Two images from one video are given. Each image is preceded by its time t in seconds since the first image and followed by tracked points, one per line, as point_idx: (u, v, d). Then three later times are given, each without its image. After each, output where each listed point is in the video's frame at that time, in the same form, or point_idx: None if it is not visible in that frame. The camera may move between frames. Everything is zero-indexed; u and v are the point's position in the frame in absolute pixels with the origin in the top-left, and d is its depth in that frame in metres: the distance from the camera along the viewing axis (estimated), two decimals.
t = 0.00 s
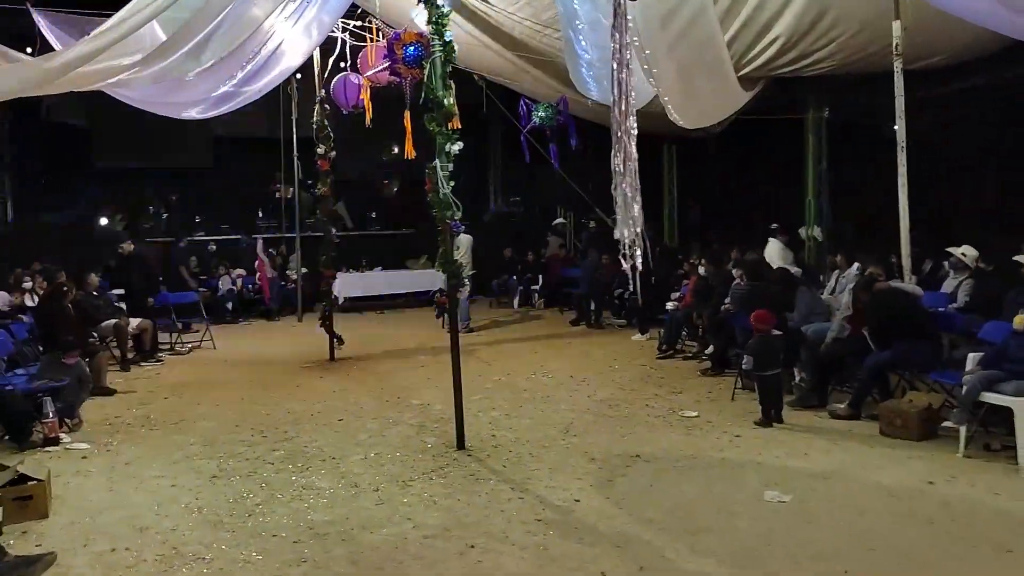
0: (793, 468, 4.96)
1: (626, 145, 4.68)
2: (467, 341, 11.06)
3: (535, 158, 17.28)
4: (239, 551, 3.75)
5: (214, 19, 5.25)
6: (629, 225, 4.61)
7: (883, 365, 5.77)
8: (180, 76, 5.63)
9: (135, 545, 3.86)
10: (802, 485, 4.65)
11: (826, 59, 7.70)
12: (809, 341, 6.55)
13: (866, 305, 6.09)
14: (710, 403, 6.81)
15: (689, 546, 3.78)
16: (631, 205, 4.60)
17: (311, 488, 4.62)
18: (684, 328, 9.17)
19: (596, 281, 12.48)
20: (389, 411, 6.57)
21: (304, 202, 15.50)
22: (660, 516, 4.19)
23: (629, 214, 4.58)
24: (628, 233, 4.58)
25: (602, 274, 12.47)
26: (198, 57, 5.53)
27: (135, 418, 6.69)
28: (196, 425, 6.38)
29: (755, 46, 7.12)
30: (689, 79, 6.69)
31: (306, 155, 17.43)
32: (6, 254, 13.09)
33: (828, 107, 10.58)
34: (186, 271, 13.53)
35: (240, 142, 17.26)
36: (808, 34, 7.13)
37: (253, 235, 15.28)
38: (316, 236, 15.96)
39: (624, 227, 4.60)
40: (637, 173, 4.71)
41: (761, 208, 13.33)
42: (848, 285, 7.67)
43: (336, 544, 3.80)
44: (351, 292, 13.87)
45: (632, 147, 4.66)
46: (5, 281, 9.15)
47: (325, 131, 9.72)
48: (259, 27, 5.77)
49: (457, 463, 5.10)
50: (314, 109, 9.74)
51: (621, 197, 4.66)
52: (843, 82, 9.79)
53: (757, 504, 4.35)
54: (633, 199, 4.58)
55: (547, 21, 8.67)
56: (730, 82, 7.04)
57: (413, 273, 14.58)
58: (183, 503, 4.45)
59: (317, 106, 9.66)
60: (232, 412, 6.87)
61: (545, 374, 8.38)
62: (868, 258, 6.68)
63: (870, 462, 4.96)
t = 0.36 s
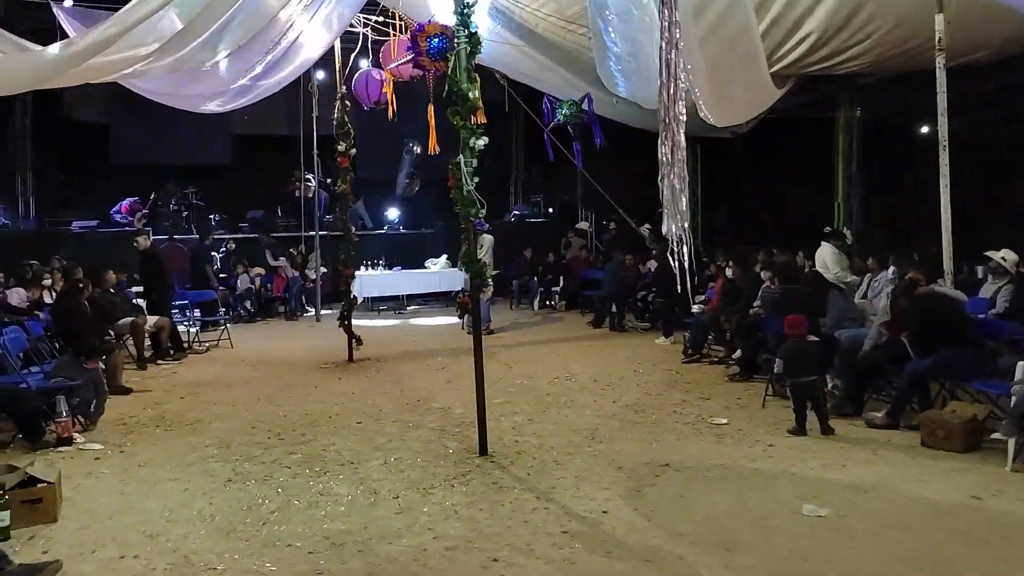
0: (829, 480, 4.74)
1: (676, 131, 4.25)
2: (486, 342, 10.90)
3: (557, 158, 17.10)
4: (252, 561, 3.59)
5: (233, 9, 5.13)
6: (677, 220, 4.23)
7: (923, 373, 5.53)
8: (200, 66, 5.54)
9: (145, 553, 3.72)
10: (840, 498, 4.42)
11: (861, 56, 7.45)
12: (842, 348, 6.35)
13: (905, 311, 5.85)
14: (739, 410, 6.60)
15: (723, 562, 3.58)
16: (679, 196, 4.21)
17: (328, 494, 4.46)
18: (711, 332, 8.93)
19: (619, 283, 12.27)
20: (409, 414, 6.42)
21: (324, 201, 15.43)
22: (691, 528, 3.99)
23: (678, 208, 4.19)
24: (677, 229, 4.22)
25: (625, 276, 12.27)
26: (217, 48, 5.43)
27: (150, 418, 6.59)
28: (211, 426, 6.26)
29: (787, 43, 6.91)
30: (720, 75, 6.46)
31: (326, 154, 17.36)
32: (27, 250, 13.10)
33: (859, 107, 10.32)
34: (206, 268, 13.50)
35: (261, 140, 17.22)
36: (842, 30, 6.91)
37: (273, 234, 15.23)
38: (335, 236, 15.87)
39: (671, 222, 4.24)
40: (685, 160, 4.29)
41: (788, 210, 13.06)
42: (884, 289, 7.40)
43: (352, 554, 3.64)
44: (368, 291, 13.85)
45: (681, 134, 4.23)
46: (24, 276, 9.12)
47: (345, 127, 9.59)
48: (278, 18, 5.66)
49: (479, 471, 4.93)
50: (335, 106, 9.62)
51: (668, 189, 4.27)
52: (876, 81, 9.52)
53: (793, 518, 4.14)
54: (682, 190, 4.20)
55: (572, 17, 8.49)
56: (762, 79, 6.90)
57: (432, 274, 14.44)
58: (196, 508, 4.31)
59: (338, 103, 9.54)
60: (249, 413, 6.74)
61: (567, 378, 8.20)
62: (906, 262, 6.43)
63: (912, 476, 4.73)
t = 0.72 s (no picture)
0: (878, 499, 4.46)
1: (744, 124, 3.94)
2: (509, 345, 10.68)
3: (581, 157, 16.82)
4: None
5: None
6: (745, 226, 3.94)
7: (976, 385, 5.24)
8: (217, 59, 5.36)
9: (155, 571, 3.52)
10: (892, 519, 4.14)
11: (900, 51, 7.06)
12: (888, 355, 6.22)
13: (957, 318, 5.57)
14: (776, 419, 6.31)
15: None
16: (747, 197, 3.91)
17: (348, 509, 4.25)
18: (742, 337, 8.63)
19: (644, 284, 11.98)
20: (432, 422, 6.20)
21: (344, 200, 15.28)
22: (735, 552, 3.73)
23: (745, 215, 3.92)
24: (744, 235, 3.93)
25: (650, 278, 12.00)
26: (233, 41, 5.24)
27: (166, 422, 6.40)
28: (228, 431, 6.07)
29: (825, 37, 6.62)
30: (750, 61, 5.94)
31: (347, 153, 17.20)
32: (48, 249, 13.04)
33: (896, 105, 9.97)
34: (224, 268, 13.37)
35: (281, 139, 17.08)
36: (885, 24, 6.60)
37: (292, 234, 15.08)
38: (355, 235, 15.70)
39: (737, 227, 3.95)
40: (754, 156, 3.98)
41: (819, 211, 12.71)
42: (926, 295, 7.08)
43: None
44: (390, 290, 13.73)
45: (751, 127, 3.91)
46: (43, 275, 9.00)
47: (366, 125, 9.38)
48: (296, 9, 5.46)
49: (506, 484, 4.69)
50: (356, 103, 9.42)
51: (735, 190, 3.96)
52: (914, 78, 9.19)
53: (844, 542, 3.86)
54: (751, 192, 3.90)
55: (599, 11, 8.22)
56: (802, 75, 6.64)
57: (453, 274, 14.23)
58: (210, 522, 4.11)
59: (359, 100, 9.33)
60: (267, 418, 6.55)
61: (593, 383, 7.94)
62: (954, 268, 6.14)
63: (968, 496, 4.44)
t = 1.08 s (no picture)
0: (929, 523, 4.11)
1: (819, 97, 3.80)
2: (529, 349, 10.38)
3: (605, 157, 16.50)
4: None
5: None
6: (815, 217, 3.75)
7: None
8: (221, 45, 5.14)
9: None
10: (945, 547, 3.80)
11: (942, 48, 6.67)
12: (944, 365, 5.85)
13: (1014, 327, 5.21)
14: (812, 432, 5.96)
15: None
16: (819, 184, 3.76)
17: (356, 528, 3.97)
18: (772, 343, 8.26)
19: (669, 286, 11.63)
20: (447, 430, 5.92)
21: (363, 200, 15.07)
22: None
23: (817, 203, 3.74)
24: (816, 228, 3.72)
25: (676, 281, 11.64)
26: (237, 26, 5.01)
27: (172, 427, 6.18)
28: (235, 439, 5.83)
29: (861, 33, 6.24)
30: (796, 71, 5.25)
31: (367, 153, 16.99)
32: (65, 247, 12.93)
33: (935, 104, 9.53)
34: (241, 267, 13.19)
35: (301, 138, 16.91)
36: (928, 18, 6.21)
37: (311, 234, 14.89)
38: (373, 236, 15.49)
39: (806, 220, 3.76)
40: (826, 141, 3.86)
41: (851, 213, 12.29)
42: (969, 301, 6.71)
43: None
44: (408, 291, 13.50)
45: (826, 105, 3.78)
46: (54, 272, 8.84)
47: (385, 122, 9.12)
48: None
49: (525, 502, 4.40)
50: (374, 99, 9.16)
51: (807, 177, 3.82)
52: (955, 76, 8.77)
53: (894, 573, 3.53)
54: (824, 178, 3.74)
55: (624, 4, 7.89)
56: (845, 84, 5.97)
57: (473, 275, 13.95)
58: (208, 541, 3.85)
59: (377, 96, 9.07)
60: (277, 424, 6.30)
61: (617, 391, 7.62)
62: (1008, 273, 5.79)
63: None
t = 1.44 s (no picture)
0: (968, 556, 3.87)
1: (892, 99, 2.88)
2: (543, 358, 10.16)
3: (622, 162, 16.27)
4: None
5: None
6: (886, 245, 2.91)
7: None
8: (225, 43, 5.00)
9: None
10: None
11: (974, 51, 6.40)
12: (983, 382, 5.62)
13: None
14: (838, 452, 5.71)
15: None
16: (891, 203, 2.90)
17: (361, 554, 3.78)
18: (795, 355, 8.00)
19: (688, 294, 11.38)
20: (459, 445, 5.72)
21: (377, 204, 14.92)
22: None
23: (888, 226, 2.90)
24: (885, 255, 2.90)
25: (694, 288, 11.39)
26: (241, 22, 4.87)
27: (177, 438, 6.02)
28: (241, 451, 5.65)
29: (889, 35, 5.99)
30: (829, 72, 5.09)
31: (381, 156, 16.85)
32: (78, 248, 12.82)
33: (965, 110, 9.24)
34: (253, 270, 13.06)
35: (316, 140, 16.79)
36: (960, 21, 5.95)
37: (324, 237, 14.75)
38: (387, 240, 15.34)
39: (874, 244, 2.94)
40: (901, 150, 2.94)
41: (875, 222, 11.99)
42: (1003, 314, 6.45)
43: None
44: (421, 296, 13.34)
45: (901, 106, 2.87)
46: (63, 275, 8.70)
47: (398, 125, 8.95)
48: None
49: (539, 526, 4.20)
50: (388, 101, 8.99)
51: (875, 195, 2.95)
52: (986, 81, 8.47)
53: None
54: (898, 197, 2.88)
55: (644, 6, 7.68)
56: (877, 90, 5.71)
57: (488, 281, 13.76)
58: (207, 564, 3.67)
59: (391, 98, 8.90)
60: (284, 435, 6.13)
61: (634, 404, 7.39)
62: None
63: None
